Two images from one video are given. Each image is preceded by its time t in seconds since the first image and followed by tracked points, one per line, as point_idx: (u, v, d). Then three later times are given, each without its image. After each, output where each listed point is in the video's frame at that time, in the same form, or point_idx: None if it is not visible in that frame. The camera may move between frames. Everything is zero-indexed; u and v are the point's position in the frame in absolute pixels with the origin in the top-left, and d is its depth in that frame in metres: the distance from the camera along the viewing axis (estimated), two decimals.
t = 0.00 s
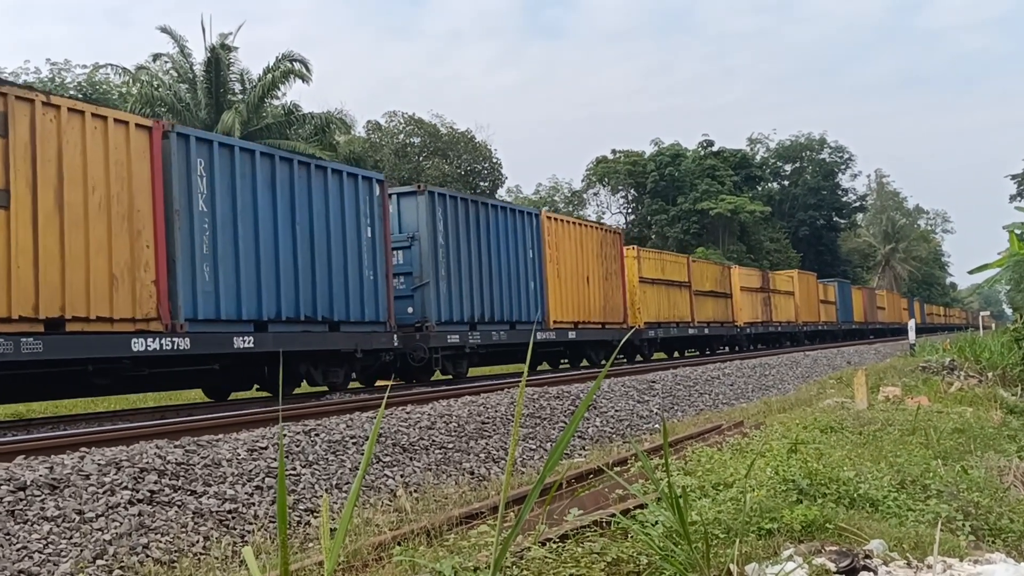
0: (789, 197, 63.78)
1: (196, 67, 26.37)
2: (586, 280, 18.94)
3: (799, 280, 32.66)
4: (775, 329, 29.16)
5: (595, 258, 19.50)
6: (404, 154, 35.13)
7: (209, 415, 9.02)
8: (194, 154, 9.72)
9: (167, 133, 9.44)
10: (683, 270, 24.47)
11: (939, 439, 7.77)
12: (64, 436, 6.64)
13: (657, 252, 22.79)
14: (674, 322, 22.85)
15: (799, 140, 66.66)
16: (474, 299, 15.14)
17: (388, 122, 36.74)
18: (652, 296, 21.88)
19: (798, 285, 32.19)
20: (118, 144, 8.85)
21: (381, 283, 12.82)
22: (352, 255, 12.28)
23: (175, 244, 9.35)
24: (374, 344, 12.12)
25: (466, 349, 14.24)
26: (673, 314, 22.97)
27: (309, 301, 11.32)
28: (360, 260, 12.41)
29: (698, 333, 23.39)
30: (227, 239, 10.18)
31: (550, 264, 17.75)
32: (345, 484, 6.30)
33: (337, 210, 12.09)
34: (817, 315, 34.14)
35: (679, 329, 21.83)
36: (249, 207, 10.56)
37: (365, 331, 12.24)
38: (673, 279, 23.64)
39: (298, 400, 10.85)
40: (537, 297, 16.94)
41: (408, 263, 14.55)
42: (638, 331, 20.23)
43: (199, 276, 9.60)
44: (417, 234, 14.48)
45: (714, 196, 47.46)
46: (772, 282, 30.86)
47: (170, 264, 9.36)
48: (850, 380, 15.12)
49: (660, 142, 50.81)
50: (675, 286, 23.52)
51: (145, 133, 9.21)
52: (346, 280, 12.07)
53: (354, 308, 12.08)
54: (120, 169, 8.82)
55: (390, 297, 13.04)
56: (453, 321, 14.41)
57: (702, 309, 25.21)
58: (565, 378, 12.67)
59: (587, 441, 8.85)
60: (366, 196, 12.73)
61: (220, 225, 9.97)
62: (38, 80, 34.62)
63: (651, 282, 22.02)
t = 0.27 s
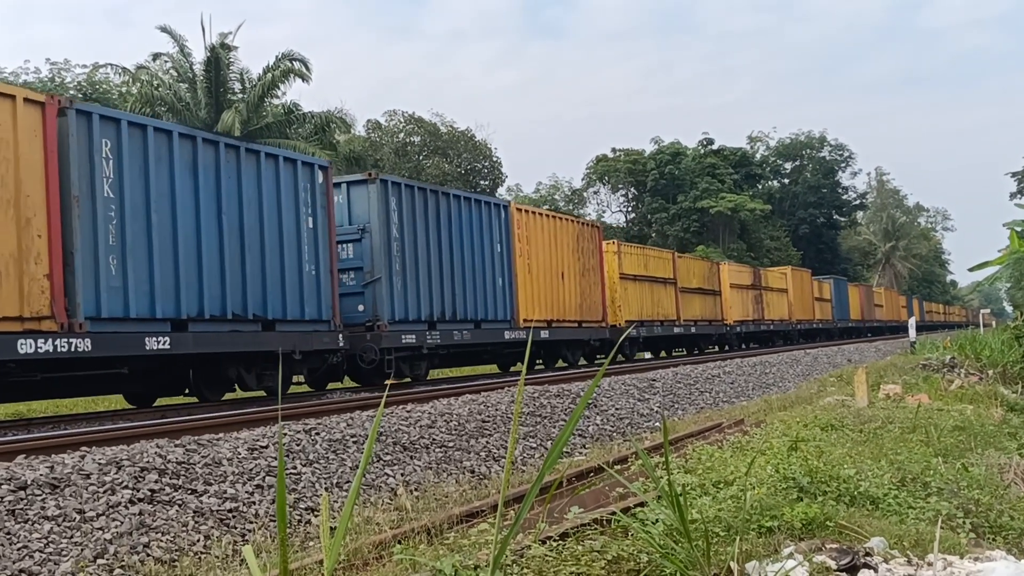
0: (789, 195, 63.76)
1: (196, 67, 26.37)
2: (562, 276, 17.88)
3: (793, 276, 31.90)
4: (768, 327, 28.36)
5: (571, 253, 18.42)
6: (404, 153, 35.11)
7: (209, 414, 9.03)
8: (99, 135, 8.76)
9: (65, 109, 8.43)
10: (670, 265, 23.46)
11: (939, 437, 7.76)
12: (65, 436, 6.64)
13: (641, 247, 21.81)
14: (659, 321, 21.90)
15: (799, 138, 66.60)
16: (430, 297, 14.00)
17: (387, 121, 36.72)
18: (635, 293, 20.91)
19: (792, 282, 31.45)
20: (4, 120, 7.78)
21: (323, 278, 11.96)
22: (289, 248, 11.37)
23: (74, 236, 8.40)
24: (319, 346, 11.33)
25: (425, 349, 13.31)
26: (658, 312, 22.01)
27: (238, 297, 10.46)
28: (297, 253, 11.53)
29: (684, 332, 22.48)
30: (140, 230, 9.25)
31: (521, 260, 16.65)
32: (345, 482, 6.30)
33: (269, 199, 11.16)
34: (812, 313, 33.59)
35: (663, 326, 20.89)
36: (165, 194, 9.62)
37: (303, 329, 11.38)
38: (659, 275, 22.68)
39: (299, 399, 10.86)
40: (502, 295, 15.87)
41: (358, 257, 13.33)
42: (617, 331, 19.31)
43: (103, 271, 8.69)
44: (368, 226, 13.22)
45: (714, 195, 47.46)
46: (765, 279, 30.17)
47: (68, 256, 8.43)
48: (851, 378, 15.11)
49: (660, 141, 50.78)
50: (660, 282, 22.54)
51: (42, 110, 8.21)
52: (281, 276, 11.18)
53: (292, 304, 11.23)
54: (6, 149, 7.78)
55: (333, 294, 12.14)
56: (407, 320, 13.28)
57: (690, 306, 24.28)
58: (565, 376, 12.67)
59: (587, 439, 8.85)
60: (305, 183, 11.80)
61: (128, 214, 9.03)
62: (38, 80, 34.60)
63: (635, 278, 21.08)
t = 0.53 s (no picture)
0: (791, 197, 63.78)
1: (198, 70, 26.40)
2: (535, 276, 17.06)
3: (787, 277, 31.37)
4: (760, 330, 27.75)
5: (544, 250, 17.58)
6: (406, 156, 35.15)
7: (211, 417, 9.04)
8: None
9: None
10: (656, 265, 22.82)
11: (942, 439, 7.75)
12: (68, 438, 6.65)
13: (624, 246, 21.05)
14: (644, 322, 21.17)
15: (801, 140, 66.60)
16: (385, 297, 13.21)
17: (389, 124, 36.77)
18: (619, 294, 20.22)
19: (785, 283, 31.05)
20: None
21: (261, 277, 11.01)
22: (219, 244, 10.41)
23: None
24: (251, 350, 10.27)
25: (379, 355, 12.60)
26: (642, 313, 21.27)
27: (160, 298, 9.53)
28: (230, 250, 10.57)
29: (671, 334, 21.74)
30: (42, 223, 8.30)
31: (488, 258, 15.82)
32: (347, 485, 6.31)
33: (197, 191, 10.19)
34: (807, 314, 33.15)
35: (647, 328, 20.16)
36: (71, 183, 8.63)
37: (235, 333, 10.43)
38: (643, 275, 21.94)
39: (301, 402, 10.87)
40: (466, 294, 15.04)
41: (305, 255, 12.46)
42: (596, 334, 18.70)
43: None
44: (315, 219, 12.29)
45: (716, 197, 47.47)
46: (759, 281, 29.61)
47: None
48: (853, 380, 15.10)
49: (662, 143, 50.82)
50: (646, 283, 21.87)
51: None
52: (211, 275, 10.22)
53: (223, 306, 10.29)
54: None
55: (271, 294, 11.18)
56: (358, 322, 12.50)
57: (677, 308, 23.54)
58: (567, 379, 12.67)
59: (589, 441, 8.85)
60: (240, 174, 10.84)
61: (25, 205, 8.05)
62: (40, 83, 34.68)
63: (617, 279, 20.29)
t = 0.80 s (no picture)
0: (789, 196, 63.83)
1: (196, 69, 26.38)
2: (504, 273, 15.97)
3: (778, 275, 30.87)
4: (750, 330, 27.11)
5: (514, 246, 16.48)
6: (404, 155, 35.12)
7: (209, 416, 9.03)
8: None
9: None
10: (639, 262, 21.95)
11: (940, 439, 7.75)
12: (65, 438, 6.65)
13: (603, 243, 20.16)
14: (623, 322, 20.30)
15: (799, 139, 66.64)
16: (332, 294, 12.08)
17: (388, 123, 36.76)
18: (597, 292, 19.32)
19: (776, 282, 30.64)
20: None
21: (187, 273, 9.90)
22: (136, 236, 9.29)
23: None
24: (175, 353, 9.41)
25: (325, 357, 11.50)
26: (621, 312, 20.38)
27: (63, 297, 8.44)
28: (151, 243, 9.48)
29: (653, 334, 20.90)
30: None
31: (452, 253, 14.68)
32: (345, 484, 6.30)
33: (114, 178, 9.12)
34: (799, 314, 32.73)
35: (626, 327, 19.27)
36: None
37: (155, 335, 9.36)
38: (623, 272, 21.07)
39: (299, 401, 10.85)
40: (424, 292, 13.91)
41: (243, 248, 11.21)
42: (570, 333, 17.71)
43: None
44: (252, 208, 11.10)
45: (714, 196, 47.49)
46: (748, 279, 28.96)
47: None
48: (851, 379, 15.11)
49: (660, 143, 50.85)
50: (627, 281, 21.01)
51: None
52: (127, 273, 9.16)
53: (141, 306, 9.21)
54: None
55: (200, 291, 10.10)
56: (302, 322, 11.37)
57: (661, 307, 22.71)
58: (565, 378, 12.66)
59: (588, 441, 8.85)
60: (163, 158, 9.73)
61: None
62: (38, 83, 34.65)
63: (595, 276, 19.37)
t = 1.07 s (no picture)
0: (787, 197, 63.91)
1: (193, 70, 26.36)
2: (464, 270, 15.16)
3: (767, 274, 30.44)
4: (738, 330, 26.51)
5: (475, 241, 15.67)
6: (401, 156, 35.10)
7: (206, 417, 9.03)
8: None
9: None
10: (618, 259, 21.22)
11: (937, 439, 7.76)
12: (62, 439, 6.64)
13: (578, 239, 19.37)
14: (600, 322, 19.58)
15: (796, 140, 66.72)
16: (262, 291, 11.25)
17: (385, 124, 36.76)
18: (571, 291, 18.57)
19: (765, 282, 30.28)
20: None
21: (88, 269, 9.05)
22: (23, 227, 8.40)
23: None
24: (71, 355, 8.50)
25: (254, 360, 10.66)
26: (597, 310, 19.63)
27: None
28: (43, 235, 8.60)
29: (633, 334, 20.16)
30: None
31: (404, 248, 13.89)
32: (343, 485, 6.30)
33: None
34: (790, 314, 32.26)
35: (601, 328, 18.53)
36: None
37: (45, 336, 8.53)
38: (601, 270, 20.30)
39: (297, 402, 10.85)
40: (372, 289, 13.10)
41: (158, 241, 10.31)
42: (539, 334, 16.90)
43: None
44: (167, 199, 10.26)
45: (711, 197, 47.50)
46: (735, 278, 28.35)
47: None
48: (848, 380, 15.13)
49: (657, 143, 50.90)
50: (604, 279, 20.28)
51: None
52: (10, 268, 8.28)
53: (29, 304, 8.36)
54: None
55: (102, 288, 9.24)
56: (226, 322, 10.57)
57: (641, 307, 21.99)
58: (563, 379, 12.65)
59: (585, 442, 8.86)
60: (60, 141, 8.84)
61: None
62: (35, 83, 34.63)
63: (568, 274, 18.63)
